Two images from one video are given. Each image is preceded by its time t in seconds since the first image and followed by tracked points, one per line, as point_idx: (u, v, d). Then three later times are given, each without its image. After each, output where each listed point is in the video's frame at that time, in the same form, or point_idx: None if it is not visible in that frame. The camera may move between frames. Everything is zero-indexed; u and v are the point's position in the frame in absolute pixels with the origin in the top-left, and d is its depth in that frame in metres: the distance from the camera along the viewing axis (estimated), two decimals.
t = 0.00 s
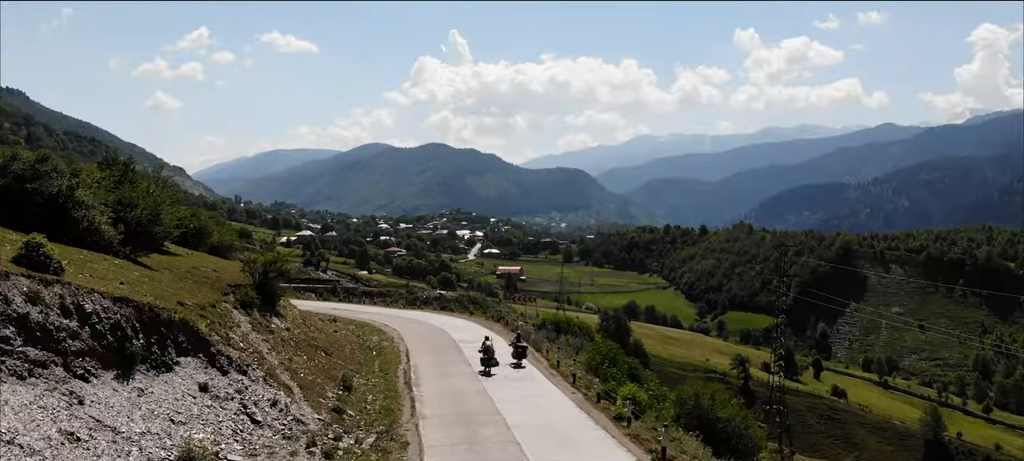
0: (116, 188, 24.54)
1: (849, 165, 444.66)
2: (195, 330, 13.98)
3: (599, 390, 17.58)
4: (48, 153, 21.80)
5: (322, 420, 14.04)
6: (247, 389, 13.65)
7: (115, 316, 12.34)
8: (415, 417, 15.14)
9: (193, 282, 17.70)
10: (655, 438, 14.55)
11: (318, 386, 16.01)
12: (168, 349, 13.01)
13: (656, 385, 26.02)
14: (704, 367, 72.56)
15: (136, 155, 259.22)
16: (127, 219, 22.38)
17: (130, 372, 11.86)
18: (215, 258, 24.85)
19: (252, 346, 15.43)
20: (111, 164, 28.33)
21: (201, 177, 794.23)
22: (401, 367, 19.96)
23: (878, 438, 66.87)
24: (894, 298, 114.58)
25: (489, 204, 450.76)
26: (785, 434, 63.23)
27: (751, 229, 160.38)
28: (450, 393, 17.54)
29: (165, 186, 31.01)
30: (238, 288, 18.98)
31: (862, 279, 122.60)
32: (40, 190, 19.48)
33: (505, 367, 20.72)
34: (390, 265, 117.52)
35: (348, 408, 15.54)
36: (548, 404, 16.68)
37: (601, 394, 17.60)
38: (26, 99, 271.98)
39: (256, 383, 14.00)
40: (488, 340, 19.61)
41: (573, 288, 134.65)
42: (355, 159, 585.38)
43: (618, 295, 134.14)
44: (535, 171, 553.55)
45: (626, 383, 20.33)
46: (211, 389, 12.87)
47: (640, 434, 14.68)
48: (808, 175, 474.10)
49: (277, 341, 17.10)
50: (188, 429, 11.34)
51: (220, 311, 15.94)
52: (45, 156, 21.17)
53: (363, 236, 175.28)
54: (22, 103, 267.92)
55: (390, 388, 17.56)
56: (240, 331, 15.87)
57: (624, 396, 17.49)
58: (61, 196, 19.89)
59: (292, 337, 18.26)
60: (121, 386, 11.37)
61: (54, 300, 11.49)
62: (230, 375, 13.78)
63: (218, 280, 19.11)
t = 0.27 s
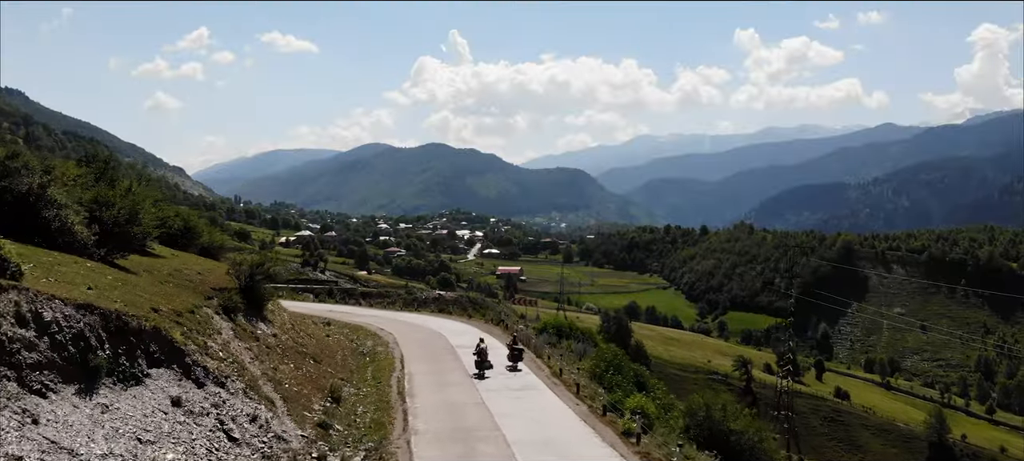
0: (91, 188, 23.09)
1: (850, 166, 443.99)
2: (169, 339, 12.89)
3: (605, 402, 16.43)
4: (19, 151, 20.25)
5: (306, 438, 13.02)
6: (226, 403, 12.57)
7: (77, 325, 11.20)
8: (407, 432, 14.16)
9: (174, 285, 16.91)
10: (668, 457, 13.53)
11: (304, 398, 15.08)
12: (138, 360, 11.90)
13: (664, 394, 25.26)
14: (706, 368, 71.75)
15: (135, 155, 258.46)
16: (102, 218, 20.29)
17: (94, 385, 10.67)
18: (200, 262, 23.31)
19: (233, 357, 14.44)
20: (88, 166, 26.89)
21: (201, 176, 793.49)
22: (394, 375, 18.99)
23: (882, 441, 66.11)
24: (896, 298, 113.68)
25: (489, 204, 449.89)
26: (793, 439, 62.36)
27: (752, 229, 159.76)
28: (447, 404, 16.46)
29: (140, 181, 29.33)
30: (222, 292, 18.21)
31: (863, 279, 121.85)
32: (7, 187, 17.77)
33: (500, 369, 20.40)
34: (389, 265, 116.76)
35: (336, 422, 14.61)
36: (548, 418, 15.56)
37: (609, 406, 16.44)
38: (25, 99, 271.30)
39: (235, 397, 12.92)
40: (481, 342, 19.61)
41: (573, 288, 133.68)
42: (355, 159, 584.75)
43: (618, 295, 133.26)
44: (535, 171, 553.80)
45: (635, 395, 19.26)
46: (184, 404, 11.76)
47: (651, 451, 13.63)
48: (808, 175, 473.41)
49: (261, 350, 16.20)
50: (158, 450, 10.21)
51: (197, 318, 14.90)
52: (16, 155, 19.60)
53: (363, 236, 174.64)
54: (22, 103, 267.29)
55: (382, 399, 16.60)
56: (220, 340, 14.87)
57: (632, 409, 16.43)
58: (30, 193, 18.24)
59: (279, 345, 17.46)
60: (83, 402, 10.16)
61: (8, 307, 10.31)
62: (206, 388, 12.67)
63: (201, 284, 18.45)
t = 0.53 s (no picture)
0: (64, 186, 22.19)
1: (850, 166, 443.24)
2: (138, 349, 12.04)
3: (612, 416, 15.61)
4: None
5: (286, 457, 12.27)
6: (200, 421, 11.77)
7: (33, 334, 10.33)
8: (397, 450, 13.38)
9: (152, 289, 16.20)
10: None
11: (287, 411, 14.33)
12: (102, 373, 11.05)
13: (673, 404, 24.78)
14: (708, 370, 71.09)
15: (134, 155, 257.83)
16: (75, 218, 19.37)
17: (52, 402, 9.84)
18: (185, 263, 22.53)
19: (211, 369, 13.63)
20: (63, 165, 25.89)
21: (201, 176, 793.06)
22: (387, 383, 18.22)
23: (885, 443, 65.41)
24: (898, 299, 112.83)
25: (489, 205, 449.46)
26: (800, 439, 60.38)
27: (753, 230, 159.12)
28: (440, 417, 15.58)
29: (115, 177, 28.44)
30: (204, 296, 17.51)
31: (865, 279, 120.47)
32: None
33: (495, 372, 19.93)
34: (389, 266, 116.11)
35: (322, 437, 13.86)
36: (551, 432, 14.83)
37: (615, 420, 15.57)
38: (24, 98, 270.88)
39: (210, 412, 12.16)
40: (475, 343, 19.21)
41: (574, 289, 133.06)
42: (355, 159, 584.17)
43: (619, 295, 132.57)
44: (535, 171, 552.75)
45: (643, 406, 18.44)
46: (152, 421, 10.96)
47: None
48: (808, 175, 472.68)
49: (244, 359, 15.43)
50: None
51: (173, 326, 14.08)
52: None
53: (362, 236, 174.19)
54: (21, 103, 267.07)
55: (372, 411, 15.83)
56: (198, 349, 14.05)
57: (642, 425, 15.57)
58: None
59: (264, 352, 16.74)
60: (38, 423, 9.32)
61: None
62: (179, 402, 11.87)
63: (183, 287, 17.78)
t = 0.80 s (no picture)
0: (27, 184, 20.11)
1: (850, 166, 442.73)
2: (101, 361, 11.20)
3: (619, 431, 14.65)
4: None
5: None
6: (168, 441, 11.03)
7: None
8: None
9: (128, 294, 15.43)
10: None
11: (266, 428, 13.60)
12: (60, 388, 10.18)
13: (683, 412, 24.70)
14: (710, 372, 70.37)
15: (133, 155, 256.99)
16: (44, 217, 17.31)
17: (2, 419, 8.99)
18: (164, 265, 21.40)
19: (185, 380, 12.94)
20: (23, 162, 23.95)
21: (201, 176, 792.68)
22: (380, 393, 17.34)
23: (889, 446, 64.63)
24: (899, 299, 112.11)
25: (489, 205, 448.86)
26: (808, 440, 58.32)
27: (754, 229, 158.52)
28: (434, 432, 14.66)
29: (76, 168, 26.48)
30: (184, 301, 16.80)
31: (867, 279, 117.92)
32: None
33: (491, 376, 19.74)
34: (388, 266, 115.37)
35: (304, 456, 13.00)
36: (555, 448, 13.88)
37: (622, 434, 14.65)
38: (24, 98, 270.35)
39: (179, 430, 11.43)
40: (469, 347, 18.94)
41: (574, 289, 132.20)
42: (355, 159, 583.58)
43: (619, 296, 131.67)
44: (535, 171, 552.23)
45: (654, 421, 17.35)
46: (116, 441, 10.18)
47: None
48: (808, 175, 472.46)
49: (224, 370, 14.76)
50: None
51: (143, 334, 13.30)
52: None
53: (362, 236, 173.51)
54: (20, 102, 266.44)
55: (362, 425, 14.89)
56: (172, 359, 13.33)
57: (651, 442, 14.61)
58: None
59: (246, 360, 16.06)
60: None
61: None
62: (147, 420, 11.11)
63: (162, 291, 17.07)
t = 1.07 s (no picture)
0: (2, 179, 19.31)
1: (850, 166, 442.31)
2: (57, 376, 10.33)
3: (625, 448, 13.55)
4: None
5: None
6: None
7: None
8: None
9: (98, 300, 14.70)
10: None
11: (243, 447, 12.82)
12: (9, 406, 9.25)
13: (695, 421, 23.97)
14: (711, 374, 69.76)
15: (131, 155, 256.21)
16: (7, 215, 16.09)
17: None
18: (146, 268, 20.79)
19: (155, 396, 12.17)
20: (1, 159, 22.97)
21: (201, 176, 792.42)
22: (370, 404, 16.43)
23: (892, 448, 64.65)
24: (900, 300, 111.23)
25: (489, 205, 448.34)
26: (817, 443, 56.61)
27: (755, 230, 157.99)
28: (425, 446, 13.75)
29: (53, 167, 25.74)
30: (162, 306, 16.14)
31: (869, 279, 114.67)
32: None
33: (487, 379, 19.51)
34: (388, 267, 114.78)
35: None
36: None
37: (632, 451, 13.56)
38: (24, 98, 270.22)
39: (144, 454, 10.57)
40: (462, 349, 18.80)
41: (574, 289, 131.41)
42: (355, 159, 582.83)
43: (619, 296, 130.73)
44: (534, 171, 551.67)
45: (665, 436, 15.83)
46: None
47: None
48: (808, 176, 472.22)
49: (202, 383, 14.02)
50: None
51: (110, 345, 12.51)
52: None
53: (361, 236, 172.97)
54: (19, 102, 265.95)
55: (349, 441, 14.01)
56: (141, 371, 12.58)
57: (658, 454, 13.56)
58: None
59: (226, 369, 15.35)
60: None
61: None
62: (107, 443, 10.27)
63: (139, 295, 16.48)
